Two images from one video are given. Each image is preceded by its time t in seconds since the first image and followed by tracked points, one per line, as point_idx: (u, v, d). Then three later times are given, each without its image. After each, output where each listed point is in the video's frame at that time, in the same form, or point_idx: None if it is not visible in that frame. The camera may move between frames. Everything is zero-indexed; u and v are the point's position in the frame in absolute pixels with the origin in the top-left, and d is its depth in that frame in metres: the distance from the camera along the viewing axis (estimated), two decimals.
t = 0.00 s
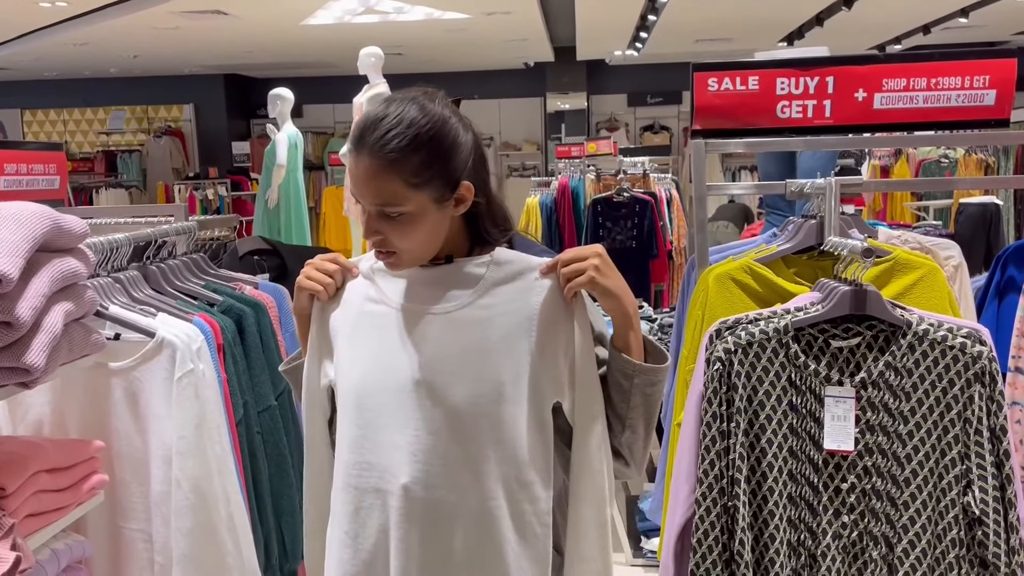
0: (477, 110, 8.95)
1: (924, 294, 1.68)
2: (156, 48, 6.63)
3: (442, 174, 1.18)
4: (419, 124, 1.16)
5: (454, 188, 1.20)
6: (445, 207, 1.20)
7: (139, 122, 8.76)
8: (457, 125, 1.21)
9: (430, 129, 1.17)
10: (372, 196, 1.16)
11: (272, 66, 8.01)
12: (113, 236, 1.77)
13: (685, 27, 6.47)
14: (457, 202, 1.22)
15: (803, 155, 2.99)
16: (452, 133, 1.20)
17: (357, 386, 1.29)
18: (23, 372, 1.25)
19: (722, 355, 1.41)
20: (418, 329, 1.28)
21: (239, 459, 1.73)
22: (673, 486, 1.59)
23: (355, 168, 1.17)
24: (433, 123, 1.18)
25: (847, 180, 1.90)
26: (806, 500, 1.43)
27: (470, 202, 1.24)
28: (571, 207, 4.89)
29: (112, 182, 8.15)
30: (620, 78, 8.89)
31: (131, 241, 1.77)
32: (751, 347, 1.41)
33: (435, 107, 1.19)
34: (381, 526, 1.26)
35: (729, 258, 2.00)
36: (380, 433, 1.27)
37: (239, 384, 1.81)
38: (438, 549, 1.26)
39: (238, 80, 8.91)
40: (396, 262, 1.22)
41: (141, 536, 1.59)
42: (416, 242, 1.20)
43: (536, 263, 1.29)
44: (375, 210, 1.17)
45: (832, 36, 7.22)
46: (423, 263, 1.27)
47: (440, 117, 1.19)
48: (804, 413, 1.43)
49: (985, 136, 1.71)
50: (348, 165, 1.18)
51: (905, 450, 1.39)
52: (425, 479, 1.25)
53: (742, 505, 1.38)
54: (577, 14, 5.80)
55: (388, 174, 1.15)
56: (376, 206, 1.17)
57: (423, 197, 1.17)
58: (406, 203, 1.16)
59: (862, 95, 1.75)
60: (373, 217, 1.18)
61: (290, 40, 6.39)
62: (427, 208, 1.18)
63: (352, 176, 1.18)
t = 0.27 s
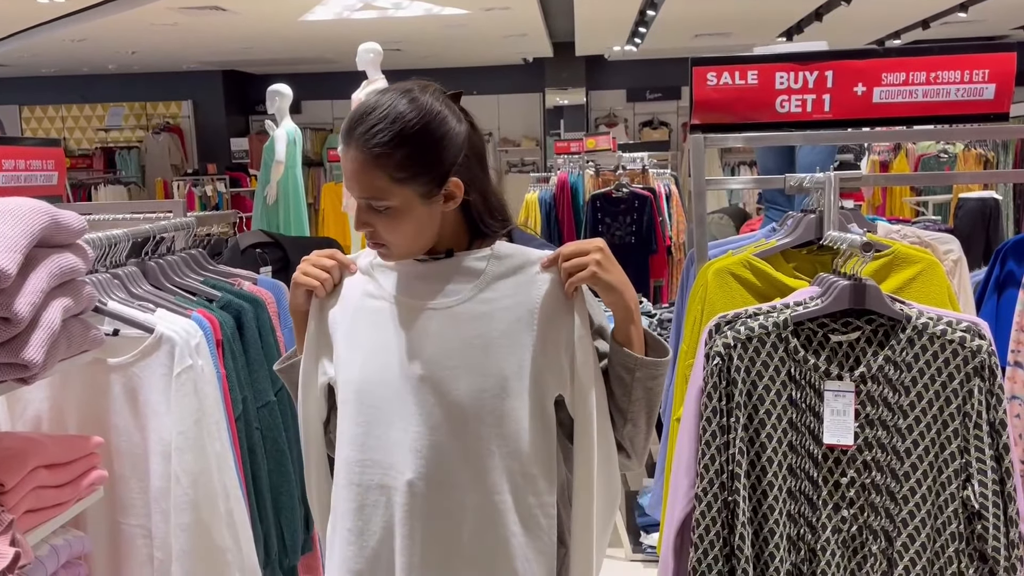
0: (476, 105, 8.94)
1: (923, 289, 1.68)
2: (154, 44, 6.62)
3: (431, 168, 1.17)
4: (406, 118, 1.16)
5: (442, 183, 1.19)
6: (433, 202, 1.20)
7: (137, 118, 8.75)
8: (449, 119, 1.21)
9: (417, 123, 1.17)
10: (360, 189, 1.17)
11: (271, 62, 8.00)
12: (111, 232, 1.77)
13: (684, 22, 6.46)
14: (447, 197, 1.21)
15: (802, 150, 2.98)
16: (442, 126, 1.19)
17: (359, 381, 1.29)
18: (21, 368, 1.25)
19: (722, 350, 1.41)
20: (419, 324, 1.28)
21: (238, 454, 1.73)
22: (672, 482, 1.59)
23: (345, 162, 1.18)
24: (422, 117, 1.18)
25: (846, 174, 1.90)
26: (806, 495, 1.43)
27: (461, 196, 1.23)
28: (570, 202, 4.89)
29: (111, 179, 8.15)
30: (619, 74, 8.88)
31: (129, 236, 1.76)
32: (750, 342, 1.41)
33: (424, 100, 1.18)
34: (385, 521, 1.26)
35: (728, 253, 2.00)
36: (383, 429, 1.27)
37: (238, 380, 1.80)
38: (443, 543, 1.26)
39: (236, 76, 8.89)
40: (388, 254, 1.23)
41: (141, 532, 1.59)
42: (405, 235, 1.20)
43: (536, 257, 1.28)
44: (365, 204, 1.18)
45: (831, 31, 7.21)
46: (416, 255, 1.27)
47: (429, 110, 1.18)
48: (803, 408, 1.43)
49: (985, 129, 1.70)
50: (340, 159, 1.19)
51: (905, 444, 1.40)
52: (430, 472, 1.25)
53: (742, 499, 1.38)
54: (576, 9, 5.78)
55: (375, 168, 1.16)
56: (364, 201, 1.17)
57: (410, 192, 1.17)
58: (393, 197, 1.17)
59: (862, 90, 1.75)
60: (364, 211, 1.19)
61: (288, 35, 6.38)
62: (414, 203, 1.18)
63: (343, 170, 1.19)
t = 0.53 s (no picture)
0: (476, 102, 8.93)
1: (923, 285, 1.68)
2: (153, 40, 6.61)
3: (430, 165, 1.17)
4: (403, 117, 1.16)
5: (443, 180, 1.19)
6: (436, 199, 1.19)
7: (138, 115, 8.73)
8: (448, 114, 1.20)
9: (415, 121, 1.16)
10: (361, 189, 1.16)
11: (271, 58, 7.99)
12: (109, 229, 1.76)
13: (685, 18, 6.44)
14: (449, 194, 1.20)
15: (803, 146, 2.97)
16: (441, 122, 1.19)
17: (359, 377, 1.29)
18: (17, 366, 1.25)
19: (721, 346, 1.41)
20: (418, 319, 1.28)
21: (236, 451, 1.73)
22: (672, 479, 1.58)
23: (345, 162, 1.18)
24: (421, 114, 1.17)
25: (846, 170, 1.89)
26: (805, 492, 1.42)
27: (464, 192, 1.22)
28: (570, 199, 4.89)
29: (111, 176, 8.14)
30: (619, 70, 8.86)
31: (127, 234, 1.76)
32: (750, 338, 1.41)
33: (422, 97, 1.18)
34: (383, 517, 1.26)
35: (728, 249, 1.99)
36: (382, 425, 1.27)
37: (236, 377, 1.80)
38: (442, 541, 1.26)
39: (236, 73, 8.88)
40: (393, 251, 1.23)
41: (140, 530, 1.59)
42: (408, 232, 1.20)
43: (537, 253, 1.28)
44: (366, 203, 1.18)
45: (832, 26, 7.19)
46: (421, 252, 1.27)
47: (427, 107, 1.18)
48: (803, 404, 1.42)
49: (985, 125, 1.69)
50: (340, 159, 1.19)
51: (904, 441, 1.39)
52: (428, 469, 1.25)
53: (741, 497, 1.38)
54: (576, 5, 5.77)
55: (375, 167, 1.15)
56: (367, 200, 1.17)
57: (411, 190, 1.16)
58: (394, 195, 1.16)
59: (862, 85, 1.74)
60: (366, 210, 1.19)
61: (288, 32, 6.36)
62: (416, 200, 1.18)
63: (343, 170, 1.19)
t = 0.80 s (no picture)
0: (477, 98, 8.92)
1: (925, 280, 1.68)
2: (154, 37, 6.60)
3: (430, 159, 1.17)
4: (404, 111, 1.16)
5: (443, 176, 1.18)
6: (437, 195, 1.19)
7: (138, 113, 8.73)
8: (450, 110, 1.20)
9: (415, 116, 1.16)
10: (362, 184, 1.17)
11: (272, 55, 7.99)
12: (110, 225, 1.76)
13: (686, 14, 6.43)
14: (450, 190, 1.20)
15: (804, 142, 2.97)
16: (442, 118, 1.19)
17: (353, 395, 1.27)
18: (19, 362, 1.25)
19: (722, 343, 1.41)
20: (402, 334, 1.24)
21: (238, 448, 1.73)
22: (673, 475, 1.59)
23: (346, 157, 1.18)
24: (421, 110, 1.17)
25: (847, 166, 1.89)
26: (806, 488, 1.43)
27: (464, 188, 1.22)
28: (572, 195, 4.88)
29: (112, 173, 8.14)
30: (621, 66, 8.85)
31: (128, 231, 1.76)
32: (751, 335, 1.41)
33: (424, 93, 1.18)
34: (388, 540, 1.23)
35: (729, 245, 1.99)
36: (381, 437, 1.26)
37: (237, 373, 1.80)
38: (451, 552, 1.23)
39: (237, 70, 8.88)
40: (395, 248, 1.23)
41: (141, 526, 1.59)
42: (408, 229, 1.20)
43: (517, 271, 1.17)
44: (367, 198, 1.18)
45: (834, 22, 7.18)
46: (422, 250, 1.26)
47: (428, 102, 1.18)
48: (804, 400, 1.42)
49: (986, 120, 1.69)
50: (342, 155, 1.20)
51: (906, 436, 1.39)
52: (429, 479, 1.21)
53: (742, 492, 1.38)
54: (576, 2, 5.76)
55: (375, 162, 1.15)
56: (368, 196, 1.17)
57: (411, 185, 1.16)
58: (393, 190, 1.16)
59: (863, 80, 1.74)
60: (367, 206, 1.19)
61: (289, 28, 6.36)
62: (417, 196, 1.18)
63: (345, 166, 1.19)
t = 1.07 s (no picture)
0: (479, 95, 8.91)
1: (928, 275, 1.67)
2: (156, 35, 6.60)
3: (420, 143, 1.21)
4: (396, 98, 1.22)
5: (432, 163, 1.22)
6: (426, 183, 1.22)
7: (141, 110, 8.73)
8: (444, 98, 1.24)
9: (406, 101, 1.21)
10: (360, 170, 1.23)
11: (274, 52, 7.98)
12: (113, 222, 1.77)
13: (688, 10, 6.42)
14: (439, 179, 1.23)
15: (807, 138, 2.96)
16: (435, 105, 1.23)
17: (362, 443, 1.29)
18: (21, 358, 1.25)
19: (724, 338, 1.40)
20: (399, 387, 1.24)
21: (240, 444, 1.74)
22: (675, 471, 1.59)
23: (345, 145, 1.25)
24: (412, 97, 1.22)
25: (850, 161, 1.89)
26: (808, 484, 1.43)
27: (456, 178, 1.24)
28: (574, 192, 4.88)
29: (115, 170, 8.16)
30: (623, 62, 8.83)
31: (130, 227, 1.76)
32: (752, 330, 1.40)
33: (417, 82, 1.24)
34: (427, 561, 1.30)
35: (731, 240, 1.99)
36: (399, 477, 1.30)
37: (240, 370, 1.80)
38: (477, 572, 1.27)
39: (239, 66, 8.88)
40: (394, 235, 1.27)
41: (143, 521, 1.60)
42: (402, 214, 1.23)
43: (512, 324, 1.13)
44: (365, 184, 1.23)
45: (836, 18, 7.16)
46: (424, 238, 1.29)
47: (420, 90, 1.23)
48: (806, 396, 1.42)
49: (988, 115, 1.68)
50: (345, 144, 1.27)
51: (908, 432, 1.38)
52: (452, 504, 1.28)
53: (744, 488, 1.37)
54: None
55: (369, 148, 1.21)
56: (364, 181, 1.23)
57: (400, 170, 1.21)
58: (386, 174, 1.21)
59: (865, 75, 1.74)
60: (366, 191, 1.24)
61: (291, 25, 6.36)
62: (406, 182, 1.22)
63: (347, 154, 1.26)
